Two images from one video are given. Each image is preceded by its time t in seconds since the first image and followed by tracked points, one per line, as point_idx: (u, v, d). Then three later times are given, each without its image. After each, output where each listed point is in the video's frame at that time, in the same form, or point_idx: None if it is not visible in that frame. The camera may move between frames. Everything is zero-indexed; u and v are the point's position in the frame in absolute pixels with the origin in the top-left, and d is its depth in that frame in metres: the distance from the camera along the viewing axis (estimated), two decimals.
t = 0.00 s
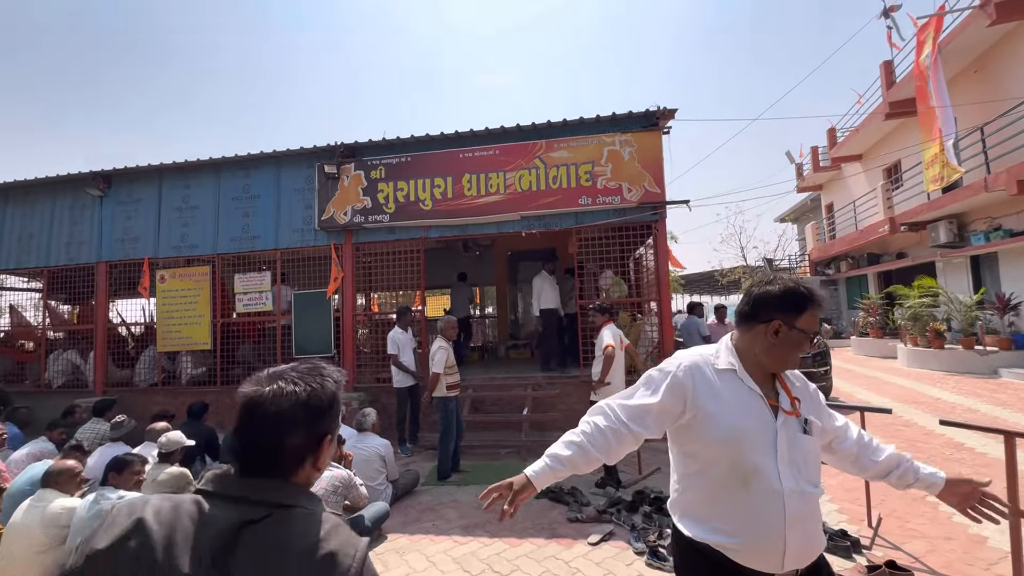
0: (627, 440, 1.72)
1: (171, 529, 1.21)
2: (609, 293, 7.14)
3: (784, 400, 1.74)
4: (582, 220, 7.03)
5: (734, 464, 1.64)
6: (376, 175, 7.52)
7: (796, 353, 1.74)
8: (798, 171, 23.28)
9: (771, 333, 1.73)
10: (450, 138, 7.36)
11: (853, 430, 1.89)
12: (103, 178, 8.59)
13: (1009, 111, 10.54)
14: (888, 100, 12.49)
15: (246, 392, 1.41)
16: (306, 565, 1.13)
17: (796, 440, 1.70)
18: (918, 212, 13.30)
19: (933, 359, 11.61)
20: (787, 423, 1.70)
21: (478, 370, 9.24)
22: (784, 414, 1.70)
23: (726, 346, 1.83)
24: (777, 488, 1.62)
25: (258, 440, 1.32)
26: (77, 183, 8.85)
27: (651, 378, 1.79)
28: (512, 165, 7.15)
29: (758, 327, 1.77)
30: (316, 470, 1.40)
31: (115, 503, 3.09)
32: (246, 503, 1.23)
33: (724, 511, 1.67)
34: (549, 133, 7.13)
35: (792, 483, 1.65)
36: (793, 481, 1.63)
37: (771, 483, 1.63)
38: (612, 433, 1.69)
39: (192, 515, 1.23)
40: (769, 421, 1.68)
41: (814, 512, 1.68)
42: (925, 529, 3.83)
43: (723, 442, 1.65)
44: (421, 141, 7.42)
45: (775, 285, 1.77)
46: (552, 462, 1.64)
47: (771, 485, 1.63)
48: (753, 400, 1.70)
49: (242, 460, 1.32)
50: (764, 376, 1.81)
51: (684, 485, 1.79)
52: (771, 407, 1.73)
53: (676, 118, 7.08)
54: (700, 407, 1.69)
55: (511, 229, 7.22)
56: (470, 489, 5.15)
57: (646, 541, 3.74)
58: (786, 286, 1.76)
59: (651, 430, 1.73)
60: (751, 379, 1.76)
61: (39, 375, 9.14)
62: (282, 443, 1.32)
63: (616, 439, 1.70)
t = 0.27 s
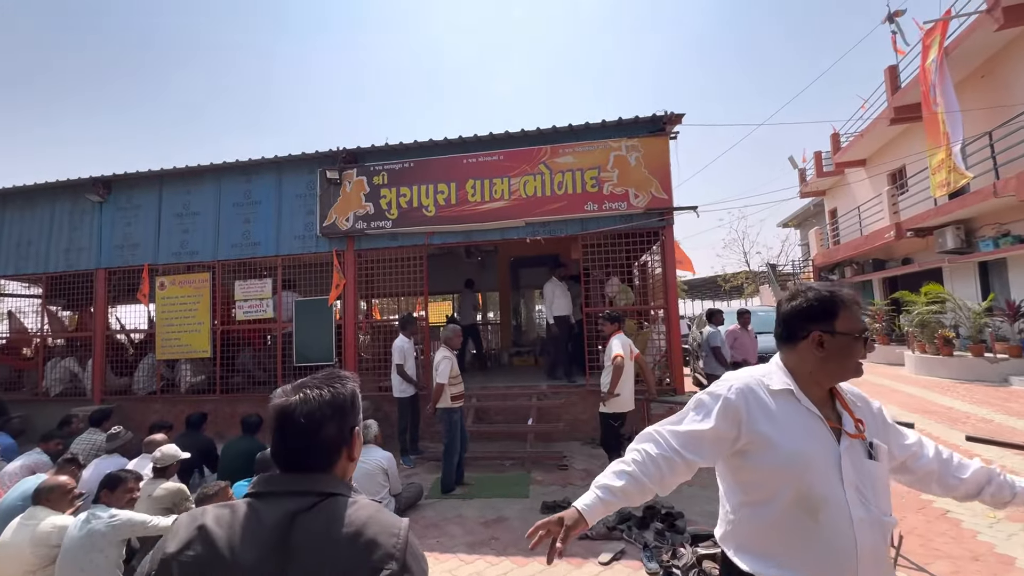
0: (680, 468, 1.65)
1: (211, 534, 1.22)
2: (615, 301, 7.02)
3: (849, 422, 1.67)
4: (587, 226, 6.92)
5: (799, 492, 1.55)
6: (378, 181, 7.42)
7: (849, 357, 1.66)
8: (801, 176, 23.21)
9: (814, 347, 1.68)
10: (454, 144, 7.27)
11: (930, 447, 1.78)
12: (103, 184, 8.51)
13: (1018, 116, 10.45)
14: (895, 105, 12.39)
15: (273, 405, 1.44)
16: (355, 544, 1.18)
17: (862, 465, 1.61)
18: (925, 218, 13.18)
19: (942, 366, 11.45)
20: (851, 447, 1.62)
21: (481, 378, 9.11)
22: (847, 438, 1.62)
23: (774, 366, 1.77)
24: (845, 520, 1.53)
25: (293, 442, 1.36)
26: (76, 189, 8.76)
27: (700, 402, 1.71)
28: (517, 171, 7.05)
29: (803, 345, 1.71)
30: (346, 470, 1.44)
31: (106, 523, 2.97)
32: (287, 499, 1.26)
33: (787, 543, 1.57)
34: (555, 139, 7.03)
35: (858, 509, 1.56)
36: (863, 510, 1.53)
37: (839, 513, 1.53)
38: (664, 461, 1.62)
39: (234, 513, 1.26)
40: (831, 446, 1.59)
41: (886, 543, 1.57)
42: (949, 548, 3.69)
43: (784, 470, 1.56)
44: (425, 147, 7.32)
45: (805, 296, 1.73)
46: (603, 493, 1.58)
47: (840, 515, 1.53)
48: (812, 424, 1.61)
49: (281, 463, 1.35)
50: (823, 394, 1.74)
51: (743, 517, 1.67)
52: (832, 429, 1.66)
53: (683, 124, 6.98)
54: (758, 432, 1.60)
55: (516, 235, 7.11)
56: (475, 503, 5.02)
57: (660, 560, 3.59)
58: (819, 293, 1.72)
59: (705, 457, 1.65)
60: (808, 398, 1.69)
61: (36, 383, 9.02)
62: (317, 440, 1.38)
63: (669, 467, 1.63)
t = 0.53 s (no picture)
0: (748, 486, 1.55)
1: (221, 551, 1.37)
2: (625, 307, 6.90)
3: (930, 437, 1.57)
4: (596, 231, 6.81)
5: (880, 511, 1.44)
6: (384, 185, 7.34)
7: (919, 370, 1.55)
8: (808, 180, 23.04)
9: (878, 360, 1.59)
10: (460, 147, 7.18)
11: None
12: (108, 190, 8.48)
13: None
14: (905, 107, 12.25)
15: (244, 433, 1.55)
16: (344, 531, 1.33)
17: (948, 483, 1.50)
18: (936, 221, 12.99)
19: (956, 372, 11.23)
20: (935, 464, 1.51)
21: (488, 384, 8.99)
22: (932, 455, 1.51)
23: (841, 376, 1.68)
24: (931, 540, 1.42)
25: (269, 458, 1.48)
26: (81, 196, 8.74)
27: (766, 416, 1.60)
28: (524, 175, 6.95)
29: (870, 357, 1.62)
30: (325, 470, 1.58)
31: (104, 540, 2.86)
32: (275, 509, 1.41)
33: (866, 566, 1.47)
34: (562, 142, 6.94)
35: (944, 531, 1.45)
36: (951, 533, 1.43)
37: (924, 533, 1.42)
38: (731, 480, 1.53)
39: (237, 528, 1.40)
40: (913, 462, 1.48)
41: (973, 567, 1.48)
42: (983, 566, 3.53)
43: (864, 488, 1.44)
44: (431, 151, 7.24)
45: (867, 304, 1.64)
46: (668, 515, 1.50)
47: (924, 534, 1.42)
48: (891, 440, 1.50)
49: (265, 480, 1.48)
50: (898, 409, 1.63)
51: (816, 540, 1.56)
52: (914, 446, 1.56)
53: (692, 126, 6.88)
54: (834, 450, 1.49)
55: (523, 240, 7.01)
56: (485, 515, 4.89)
57: None
58: (884, 302, 1.61)
59: (774, 476, 1.54)
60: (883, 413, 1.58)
61: (41, 390, 8.97)
62: (290, 454, 1.49)
63: (736, 487, 1.53)
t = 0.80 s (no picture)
0: (792, 487, 1.49)
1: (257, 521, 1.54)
2: (637, 310, 6.79)
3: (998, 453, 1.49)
4: (607, 233, 6.72)
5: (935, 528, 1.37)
6: (392, 189, 7.31)
7: (960, 390, 1.45)
8: (819, 181, 22.78)
9: (916, 370, 1.55)
10: (469, 151, 7.14)
11: None
12: (119, 196, 8.55)
13: None
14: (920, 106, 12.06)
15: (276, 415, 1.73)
16: (362, 492, 1.51)
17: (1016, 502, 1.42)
18: (953, 221, 12.75)
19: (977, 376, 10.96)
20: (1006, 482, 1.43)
21: (497, 389, 8.90)
22: (1002, 472, 1.44)
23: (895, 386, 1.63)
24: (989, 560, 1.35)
25: (295, 436, 1.66)
26: (93, 202, 8.82)
27: (816, 418, 1.54)
28: (534, 177, 6.88)
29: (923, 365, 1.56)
30: (344, 448, 1.75)
31: (111, 550, 2.80)
32: (305, 479, 1.58)
33: None
34: (572, 144, 6.87)
35: (1003, 552, 1.38)
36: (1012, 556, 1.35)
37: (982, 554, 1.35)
38: (774, 477, 1.47)
39: (269, 502, 1.57)
40: (978, 479, 1.40)
41: None
42: None
43: (920, 503, 1.37)
44: (440, 154, 7.20)
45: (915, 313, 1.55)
46: (704, 503, 1.46)
47: (982, 554, 1.35)
48: (957, 454, 1.41)
49: (290, 457, 1.65)
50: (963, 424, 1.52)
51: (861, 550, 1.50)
52: (983, 463, 1.48)
53: (704, 127, 6.78)
54: (889, 457, 1.42)
55: (533, 243, 6.93)
56: (497, 523, 4.80)
57: None
58: (924, 310, 1.53)
59: (822, 479, 1.48)
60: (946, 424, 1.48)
61: (53, 394, 9.02)
62: (314, 430, 1.66)
63: (778, 484, 1.47)
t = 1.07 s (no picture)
0: (801, 493, 1.47)
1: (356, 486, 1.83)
2: (652, 314, 6.71)
3: None
4: (620, 236, 6.66)
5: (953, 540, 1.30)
6: (405, 194, 7.32)
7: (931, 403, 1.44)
8: (834, 181, 22.48)
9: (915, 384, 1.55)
10: (481, 155, 7.13)
11: None
12: (137, 203, 8.68)
13: None
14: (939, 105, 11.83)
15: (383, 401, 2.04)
16: (451, 488, 1.81)
17: None
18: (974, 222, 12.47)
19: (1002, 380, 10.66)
20: None
21: (510, 394, 8.86)
22: None
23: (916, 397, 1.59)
24: None
25: (398, 425, 1.96)
26: (112, 209, 8.97)
27: (826, 425, 1.53)
28: (546, 181, 6.85)
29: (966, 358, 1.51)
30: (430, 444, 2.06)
31: (131, 556, 2.80)
32: (401, 463, 1.88)
33: None
34: (584, 147, 6.84)
35: None
36: None
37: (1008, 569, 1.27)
38: (781, 481, 1.46)
39: (367, 472, 1.87)
40: (998, 490, 1.31)
41: None
42: None
43: (931, 511, 1.32)
44: (453, 159, 7.20)
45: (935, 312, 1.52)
46: (712, 504, 1.45)
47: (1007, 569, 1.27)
48: (970, 463, 1.35)
49: (389, 440, 1.96)
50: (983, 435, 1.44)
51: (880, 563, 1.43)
52: (1005, 474, 1.37)
53: (718, 128, 6.70)
54: (897, 464, 1.39)
55: (545, 247, 6.90)
56: (511, 530, 4.75)
57: None
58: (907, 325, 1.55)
59: (831, 485, 1.46)
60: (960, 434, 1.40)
61: (73, 399, 9.16)
62: (414, 424, 1.97)
63: (786, 489, 1.45)
